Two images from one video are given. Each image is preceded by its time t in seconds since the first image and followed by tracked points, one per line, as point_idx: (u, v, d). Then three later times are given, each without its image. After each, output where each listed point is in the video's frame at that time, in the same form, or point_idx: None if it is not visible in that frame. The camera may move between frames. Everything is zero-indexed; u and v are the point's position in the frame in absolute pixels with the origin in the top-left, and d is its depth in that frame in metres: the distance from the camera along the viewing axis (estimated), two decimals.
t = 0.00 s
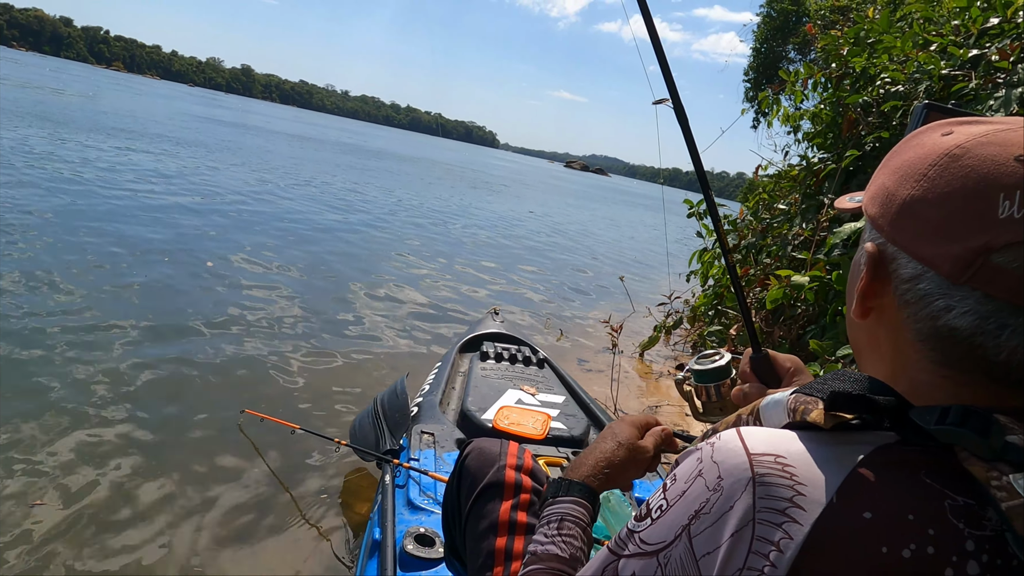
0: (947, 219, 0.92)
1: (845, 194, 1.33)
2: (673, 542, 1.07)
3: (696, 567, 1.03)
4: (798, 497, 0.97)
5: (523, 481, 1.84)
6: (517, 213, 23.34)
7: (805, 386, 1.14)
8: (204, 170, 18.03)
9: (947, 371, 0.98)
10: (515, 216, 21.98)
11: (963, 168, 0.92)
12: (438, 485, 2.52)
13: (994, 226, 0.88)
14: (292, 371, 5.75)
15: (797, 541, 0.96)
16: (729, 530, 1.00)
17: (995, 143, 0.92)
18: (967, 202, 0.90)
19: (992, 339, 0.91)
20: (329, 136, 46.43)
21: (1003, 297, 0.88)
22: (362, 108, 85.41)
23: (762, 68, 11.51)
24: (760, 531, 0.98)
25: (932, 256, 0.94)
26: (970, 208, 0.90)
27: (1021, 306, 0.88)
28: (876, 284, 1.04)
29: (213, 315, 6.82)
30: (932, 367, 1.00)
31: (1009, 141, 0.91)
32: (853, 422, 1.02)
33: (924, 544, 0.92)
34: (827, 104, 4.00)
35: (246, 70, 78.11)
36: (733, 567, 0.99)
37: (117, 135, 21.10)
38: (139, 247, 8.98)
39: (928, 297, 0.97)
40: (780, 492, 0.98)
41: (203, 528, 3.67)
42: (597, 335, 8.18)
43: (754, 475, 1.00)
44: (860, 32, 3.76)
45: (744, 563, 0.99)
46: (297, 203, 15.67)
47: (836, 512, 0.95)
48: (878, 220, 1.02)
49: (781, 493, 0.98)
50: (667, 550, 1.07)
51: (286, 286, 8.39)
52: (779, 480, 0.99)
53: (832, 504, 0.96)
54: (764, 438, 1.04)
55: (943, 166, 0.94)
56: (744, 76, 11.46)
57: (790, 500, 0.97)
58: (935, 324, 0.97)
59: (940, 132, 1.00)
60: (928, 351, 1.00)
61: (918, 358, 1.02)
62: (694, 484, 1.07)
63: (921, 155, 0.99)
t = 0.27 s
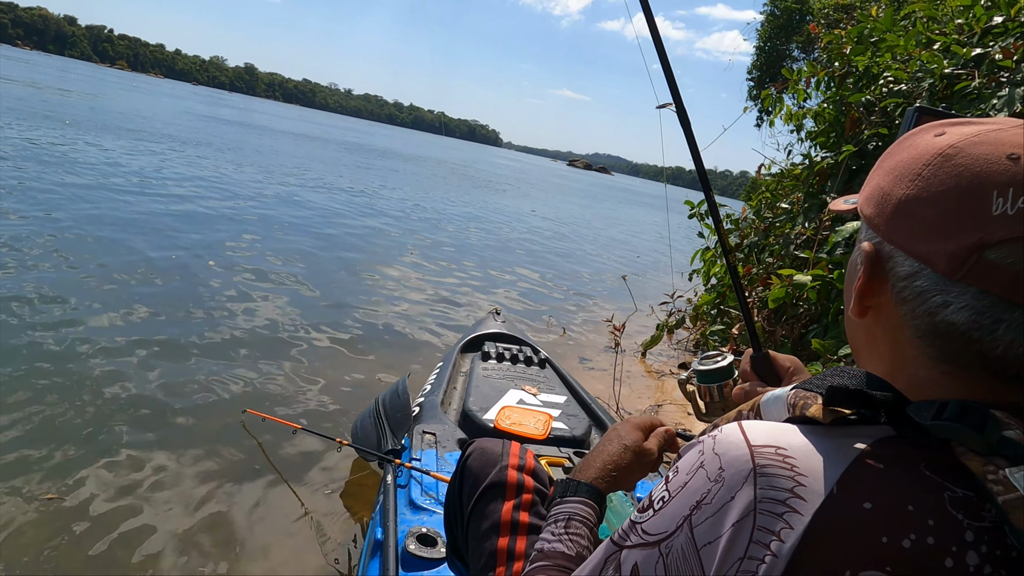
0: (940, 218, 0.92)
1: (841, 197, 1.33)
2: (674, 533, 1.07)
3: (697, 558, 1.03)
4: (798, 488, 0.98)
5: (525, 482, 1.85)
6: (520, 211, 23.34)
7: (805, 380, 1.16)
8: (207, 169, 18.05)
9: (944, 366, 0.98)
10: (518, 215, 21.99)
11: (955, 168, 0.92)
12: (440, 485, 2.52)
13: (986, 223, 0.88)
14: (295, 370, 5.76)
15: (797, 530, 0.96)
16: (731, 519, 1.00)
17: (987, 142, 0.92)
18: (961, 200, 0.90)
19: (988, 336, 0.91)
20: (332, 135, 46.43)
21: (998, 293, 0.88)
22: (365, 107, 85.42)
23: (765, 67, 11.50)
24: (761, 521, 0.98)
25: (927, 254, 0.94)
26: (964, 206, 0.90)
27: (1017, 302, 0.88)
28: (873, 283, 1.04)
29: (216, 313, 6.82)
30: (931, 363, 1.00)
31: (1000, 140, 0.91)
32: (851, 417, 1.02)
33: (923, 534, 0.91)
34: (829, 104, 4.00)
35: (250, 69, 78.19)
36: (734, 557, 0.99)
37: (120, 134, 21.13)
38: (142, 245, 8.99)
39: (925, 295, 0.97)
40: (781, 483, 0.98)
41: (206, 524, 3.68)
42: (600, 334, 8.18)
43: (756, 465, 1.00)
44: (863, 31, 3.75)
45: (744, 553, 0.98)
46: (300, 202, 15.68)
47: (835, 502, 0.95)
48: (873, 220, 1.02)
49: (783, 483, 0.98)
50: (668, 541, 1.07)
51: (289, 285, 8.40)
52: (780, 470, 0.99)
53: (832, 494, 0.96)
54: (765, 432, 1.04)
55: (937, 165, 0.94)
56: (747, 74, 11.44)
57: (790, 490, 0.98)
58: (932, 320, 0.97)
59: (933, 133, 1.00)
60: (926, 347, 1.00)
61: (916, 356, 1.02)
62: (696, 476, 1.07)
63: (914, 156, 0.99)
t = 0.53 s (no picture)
0: (937, 216, 0.92)
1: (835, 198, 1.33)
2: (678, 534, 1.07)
3: (701, 558, 1.03)
4: (801, 488, 0.98)
5: (523, 482, 1.85)
6: (520, 211, 23.34)
7: (804, 380, 1.16)
8: (208, 169, 18.06)
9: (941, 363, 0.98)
10: (519, 215, 21.99)
11: (949, 168, 0.92)
12: (438, 485, 2.53)
13: (983, 220, 0.88)
14: (296, 370, 5.76)
15: (801, 529, 0.96)
16: (735, 518, 1.00)
17: (980, 142, 0.93)
18: (957, 200, 0.90)
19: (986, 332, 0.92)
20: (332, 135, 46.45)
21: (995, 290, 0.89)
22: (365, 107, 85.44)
23: (765, 66, 11.50)
24: (764, 520, 0.98)
25: (924, 253, 0.94)
26: (960, 204, 0.90)
27: (1015, 299, 0.88)
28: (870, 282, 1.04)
29: (217, 313, 6.83)
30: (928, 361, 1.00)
31: (994, 140, 0.92)
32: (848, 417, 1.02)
33: (925, 531, 0.91)
34: (829, 104, 4.00)
35: (250, 69, 78.22)
36: (738, 556, 0.99)
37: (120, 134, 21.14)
38: (142, 246, 9.00)
39: (922, 293, 0.97)
40: (784, 483, 0.98)
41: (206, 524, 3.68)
42: (600, 334, 8.19)
43: (759, 465, 1.00)
44: (862, 31, 3.75)
45: (748, 553, 0.98)
46: (300, 202, 15.69)
47: (836, 500, 0.95)
48: (868, 220, 1.02)
49: (786, 482, 0.98)
50: (672, 542, 1.07)
51: (290, 285, 8.41)
52: (783, 470, 0.99)
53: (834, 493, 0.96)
54: (766, 431, 1.05)
55: (931, 166, 0.94)
56: (747, 74, 11.44)
57: (793, 489, 0.98)
58: (929, 318, 0.97)
59: (926, 134, 1.01)
60: (924, 344, 1.00)
61: (913, 354, 1.02)
62: (698, 476, 1.07)
63: (908, 157, 0.99)
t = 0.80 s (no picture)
0: (929, 217, 0.92)
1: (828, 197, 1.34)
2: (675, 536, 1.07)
3: (699, 562, 1.03)
4: (798, 492, 0.97)
5: (519, 482, 1.84)
6: (520, 212, 23.36)
7: (799, 384, 1.15)
8: (207, 170, 18.06)
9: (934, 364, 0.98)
10: (519, 216, 21.99)
11: (943, 169, 0.92)
12: (435, 485, 2.52)
13: (976, 222, 0.88)
14: (296, 370, 5.77)
15: (799, 534, 0.95)
16: (733, 523, 1.00)
17: (976, 144, 0.92)
18: (949, 200, 0.90)
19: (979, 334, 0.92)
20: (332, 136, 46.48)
21: (988, 291, 0.89)
22: (366, 108, 85.47)
23: (765, 67, 11.52)
24: (762, 523, 0.98)
25: (918, 254, 0.94)
26: (953, 206, 0.90)
27: (1007, 299, 0.88)
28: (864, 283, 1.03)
29: (216, 314, 6.83)
30: (922, 362, 1.00)
31: (989, 141, 0.92)
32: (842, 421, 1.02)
33: (921, 536, 0.91)
34: (827, 104, 4.01)
35: (250, 71, 78.31)
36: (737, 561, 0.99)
37: (120, 136, 21.15)
38: (141, 247, 9.00)
39: (915, 294, 0.97)
40: (781, 488, 0.98)
41: (202, 525, 3.67)
42: (600, 334, 8.20)
43: (756, 470, 1.00)
44: (860, 31, 3.76)
45: (747, 559, 0.98)
46: (300, 203, 15.70)
47: (833, 504, 0.95)
48: (863, 220, 1.02)
49: (783, 487, 0.98)
50: (670, 545, 1.07)
51: (290, 285, 8.42)
52: (781, 474, 0.99)
53: (830, 496, 0.96)
54: (763, 432, 1.04)
55: (925, 167, 0.94)
56: (747, 75, 11.44)
57: (790, 494, 0.97)
58: (923, 319, 0.97)
59: (920, 134, 1.00)
60: (917, 345, 0.99)
61: (908, 356, 1.01)
62: (696, 479, 1.06)
63: (902, 156, 0.99)
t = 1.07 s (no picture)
0: (923, 222, 0.92)
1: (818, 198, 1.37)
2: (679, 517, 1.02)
3: (703, 549, 1.00)
4: (813, 488, 0.96)
5: (523, 481, 1.84)
6: (526, 213, 23.37)
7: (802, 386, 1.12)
8: (214, 169, 18.10)
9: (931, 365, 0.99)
10: (524, 217, 22.00)
11: (938, 172, 0.92)
12: (439, 485, 2.52)
13: (970, 225, 0.89)
14: (300, 369, 5.77)
15: (810, 530, 0.95)
16: (745, 512, 0.98)
17: (967, 146, 0.93)
18: (944, 203, 0.91)
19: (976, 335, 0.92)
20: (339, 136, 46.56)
21: (984, 294, 0.89)
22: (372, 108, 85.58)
23: (772, 70, 11.51)
24: (774, 518, 0.97)
25: (913, 257, 0.94)
26: (947, 210, 0.90)
27: (1004, 301, 0.89)
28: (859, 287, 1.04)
29: (221, 312, 6.84)
30: (918, 364, 1.00)
31: (979, 144, 0.92)
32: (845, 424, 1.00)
33: (935, 536, 0.91)
34: (834, 108, 4.01)
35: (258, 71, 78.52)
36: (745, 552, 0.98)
37: (127, 134, 21.22)
38: (148, 245, 9.03)
39: (911, 298, 0.97)
40: (796, 483, 0.97)
41: (206, 523, 3.68)
42: (604, 335, 8.19)
43: (772, 462, 0.99)
44: (869, 35, 3.75)
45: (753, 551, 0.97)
46: (306, 202, 15.73)
47: (846, 502, 0.95)
48: (856, 223, 1.02)
49: (799, 482, 0.97)
50: (673, 524, 1.03)
51: (295, 284, 8.43)
52: (797, 469, 0.98)
53: (846, 493, 0.95)
54: (779, 428, 1.03)
55: (920, 170, 0.94)
56: (754, 78, 11.44)
57: (806, 489, 0.96)
58: (919, 322, 0.97)
59: (912, 136, 1.00)
60: (914, 348, 1.00)
61: (902, 358, 1.02)
62: (707, 464, 1.03)
63: (894, 158, 0.99)
